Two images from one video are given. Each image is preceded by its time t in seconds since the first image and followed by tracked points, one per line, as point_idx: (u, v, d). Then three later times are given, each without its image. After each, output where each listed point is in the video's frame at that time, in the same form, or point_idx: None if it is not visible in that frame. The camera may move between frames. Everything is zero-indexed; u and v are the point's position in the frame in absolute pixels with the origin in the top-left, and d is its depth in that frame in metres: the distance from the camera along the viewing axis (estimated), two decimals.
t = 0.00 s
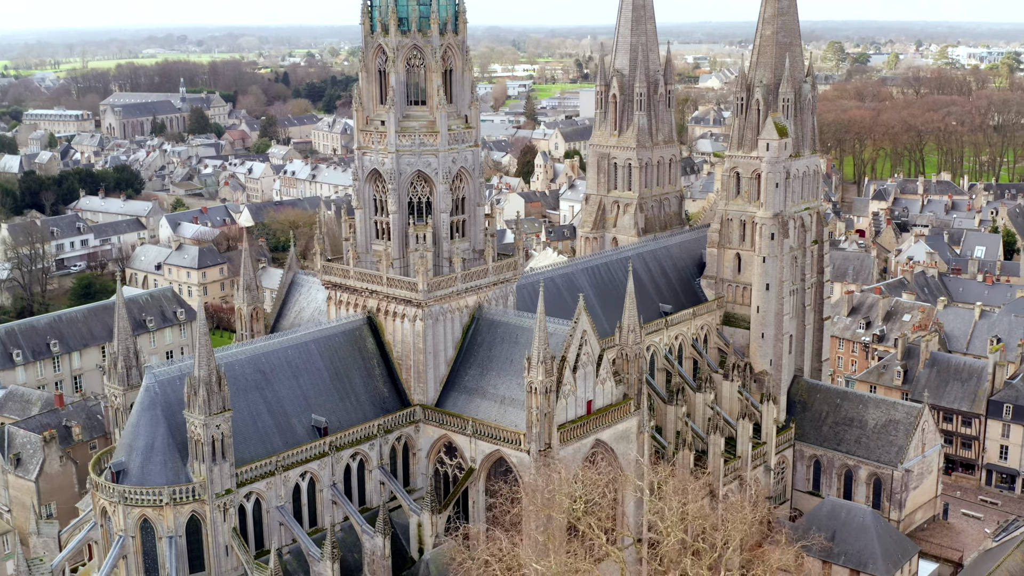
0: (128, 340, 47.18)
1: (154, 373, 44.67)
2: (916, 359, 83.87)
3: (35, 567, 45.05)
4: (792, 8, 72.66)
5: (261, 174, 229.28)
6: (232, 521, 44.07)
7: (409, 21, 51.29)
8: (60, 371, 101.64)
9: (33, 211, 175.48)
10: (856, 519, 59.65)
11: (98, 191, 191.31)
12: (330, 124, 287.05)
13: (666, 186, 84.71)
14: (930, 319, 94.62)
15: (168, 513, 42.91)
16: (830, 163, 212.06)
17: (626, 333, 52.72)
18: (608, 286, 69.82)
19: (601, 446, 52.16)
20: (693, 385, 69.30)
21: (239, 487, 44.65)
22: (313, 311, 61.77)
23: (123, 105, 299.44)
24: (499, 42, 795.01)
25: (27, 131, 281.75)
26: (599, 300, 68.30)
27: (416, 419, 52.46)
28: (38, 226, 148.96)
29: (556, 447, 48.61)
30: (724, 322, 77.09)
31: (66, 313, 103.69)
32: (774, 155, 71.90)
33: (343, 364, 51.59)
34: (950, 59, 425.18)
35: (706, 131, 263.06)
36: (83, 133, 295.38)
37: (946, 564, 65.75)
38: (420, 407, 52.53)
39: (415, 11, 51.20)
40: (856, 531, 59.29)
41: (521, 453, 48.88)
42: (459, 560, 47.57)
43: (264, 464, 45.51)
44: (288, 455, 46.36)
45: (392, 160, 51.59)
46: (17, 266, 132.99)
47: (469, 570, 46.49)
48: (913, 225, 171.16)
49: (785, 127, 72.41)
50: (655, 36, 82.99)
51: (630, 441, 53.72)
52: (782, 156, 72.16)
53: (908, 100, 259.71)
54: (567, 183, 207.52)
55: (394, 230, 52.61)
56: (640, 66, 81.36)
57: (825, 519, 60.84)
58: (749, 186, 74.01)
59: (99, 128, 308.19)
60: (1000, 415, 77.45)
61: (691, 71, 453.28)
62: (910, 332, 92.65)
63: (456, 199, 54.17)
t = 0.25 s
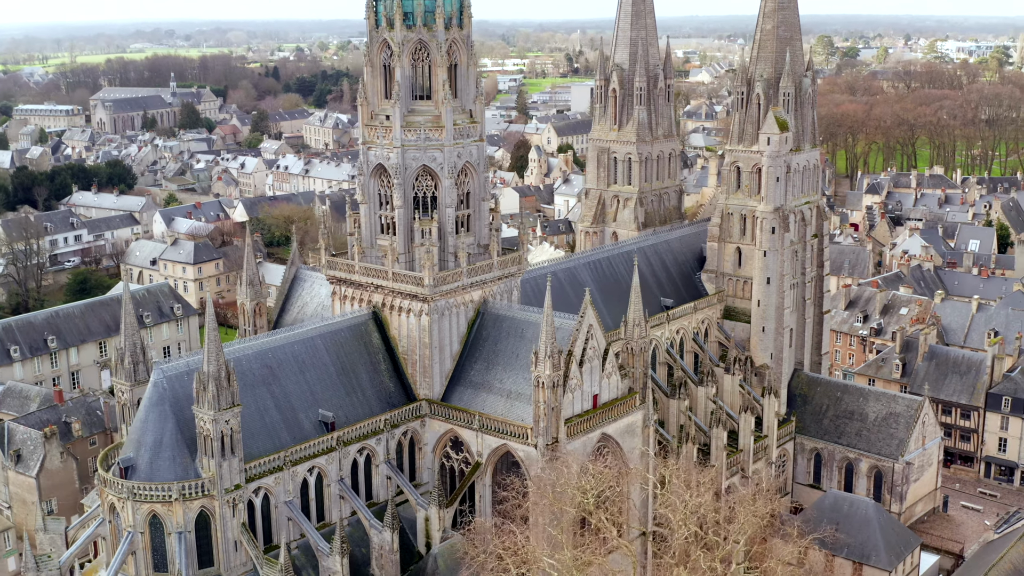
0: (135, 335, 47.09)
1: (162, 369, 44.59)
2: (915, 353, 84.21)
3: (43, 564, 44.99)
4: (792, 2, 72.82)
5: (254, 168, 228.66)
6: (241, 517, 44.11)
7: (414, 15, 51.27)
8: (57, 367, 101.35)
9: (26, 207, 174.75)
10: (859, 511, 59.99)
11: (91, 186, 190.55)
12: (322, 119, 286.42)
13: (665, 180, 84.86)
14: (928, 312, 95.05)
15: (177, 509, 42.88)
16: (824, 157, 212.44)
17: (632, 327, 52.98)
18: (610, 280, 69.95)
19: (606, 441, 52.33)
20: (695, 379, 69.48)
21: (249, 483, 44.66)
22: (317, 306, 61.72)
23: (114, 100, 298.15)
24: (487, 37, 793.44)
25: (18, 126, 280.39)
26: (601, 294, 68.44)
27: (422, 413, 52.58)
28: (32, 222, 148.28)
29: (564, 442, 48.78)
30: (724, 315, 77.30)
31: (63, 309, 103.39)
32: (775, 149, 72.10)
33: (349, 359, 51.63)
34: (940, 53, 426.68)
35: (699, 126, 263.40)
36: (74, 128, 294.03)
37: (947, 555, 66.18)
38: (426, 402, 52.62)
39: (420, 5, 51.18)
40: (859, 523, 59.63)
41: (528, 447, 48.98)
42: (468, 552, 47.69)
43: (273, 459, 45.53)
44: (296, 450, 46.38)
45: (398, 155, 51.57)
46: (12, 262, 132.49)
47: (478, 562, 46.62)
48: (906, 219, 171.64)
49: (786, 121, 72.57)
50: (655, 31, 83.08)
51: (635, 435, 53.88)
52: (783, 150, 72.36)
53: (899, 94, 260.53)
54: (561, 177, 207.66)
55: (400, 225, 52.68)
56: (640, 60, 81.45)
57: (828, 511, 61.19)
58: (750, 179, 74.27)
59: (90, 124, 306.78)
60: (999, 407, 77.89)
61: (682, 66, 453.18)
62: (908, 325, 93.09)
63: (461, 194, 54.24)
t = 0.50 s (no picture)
0: (142, 330, 47.02)
1: (170, 365, 44.55)
2: (913, 346, 84.55)
3: (51, 560, 44.91)
4: None
5: (247, 163, 227.97)
6: (250, 512, 44.13)
7: (419, 10, 51.21)
8: (55, 363, 101.04)
9: (19, 202, 174.05)
10: (861, 504, 60.29)
11: (83, 180, 189.74)
12: (314, 114, 285.70)
13: (665, 174, 84.97)
14: (925, 305, 95.41)
15: (186, 504, 42.88)
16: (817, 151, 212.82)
17: (637, 321, 53.12)
18: (611, 274, 70.10)
19: (612, 435, 52.47)
20: (697, 372, 69.64)
21: (257, 478, 44.67)
22: (320, 301, 61.68)
23: (104, 95, 297.00)
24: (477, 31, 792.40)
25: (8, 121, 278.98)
26: (603, 288, 68.58)
27: (428, 408, 52.62)
28: (26, 217, 147.67)
29: (571, 436, 48.90)
30: (724, 309, 77.48)
31: (60, 304, 103.06)
32: (776, 143, 72.23)
33: (355, 354, 51.63)
34: (930, 47, 427.87)
35: (691, 119, 263.65)
36: (65, 122, 292.73)
37: (947, 548, 66.56)
38: (431, 397, 52.65)
39: None
40: (861, 516, 59.93)
41: (535, 441, 49.07)
42: (477, 544, 47.83)
43: (281, 454, 45.54)
44: (304, 445, 46.39)
45: (403, 149, 51.54)
46: (7, 258, 131.98)
47: (488, 555, 46.79)
48: (900, 213, 172.12)
49: (786, 115, 72.70)
50: (654, 25, 83.12)
51: (640, 429, 54.03)
52: (783, 144, 72.51)
53: (891, 88, 261.06)
54: (555, 172, 207.61)
55: (405, 220, 52.63)
56: (639, 54, 81.50)
57: (829, 503, 61.51)
58: (750, 174, 74.42)
59: (80, 118, 305.41)
60: (997, 400, 78.27)
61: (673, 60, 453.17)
62: (905, 318, 93.46)
63: (466, 188, 54.20)
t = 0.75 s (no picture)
0: (148, 326, 46.95)
1: (177, 360, 44.48)
2: (911, 339, 84.91)
3: (59, 556, 44.80)
4: None
5: (239, 158, 227.20)
6: (258, 507, 44.09)
7: (424, 4, 51.13)
8: (51, 359, 100.67)
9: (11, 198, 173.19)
10: (862, 496, 60.59)
11: (75, 176, 188.87)
12: (305, 108, 284.84)
13: (664, 168, 85.07)
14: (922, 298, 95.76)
15: (194, 499, 42.83)
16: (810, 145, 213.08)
17: (641, 315, 53.28)
18: (612, 268, 70.23)
19: (617, 429, 52.63)
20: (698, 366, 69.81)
21: (265, 473, 44.65)
22: (323, 296, 61.63)
23: (94, 90, 295.52)
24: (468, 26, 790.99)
25: None
26: (604, 282, 68.73)
27: (433, 402, 52.66)
28: (19, 213, 146.98)
29: (577, 429, 48.99)
30: (724, 303, 77.67)
31: (56, 300, 102.69)
32: (776, 137, 72.45)
33: (360, 349, 51.64)
34: (920, 41, 428.82)
35: (684, 114, 263.49)
36: (54, 118, 291.14)
37: (947, 539, 66.95)
38: (437, 391, 52.68)
39: None
40: (863, 507, 60.19)
41: (541, 435, 49.09)
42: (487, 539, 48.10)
43: (288, 449, 45.54)
44: (311, 440, 46.40)
45: (407, 144, 51.54)
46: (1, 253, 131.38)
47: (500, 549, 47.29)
48: (893, 206, 172.53)
49: (786, 109, 72.86)
50: (653, 19, 83.12)
51: (645, 422, 54.17)
52: (783, 138, 72.75)
53: (883, 81, 261.43)
54: (548, 166, 207.40)
55: (410, 215, 52.66)
56: (639, 48, 81.52)
57: (831, 495, 61.79)
58: (750, 168, 74.55)
59: (70, 113, 303.85)
60: (995, 392, 78.67)
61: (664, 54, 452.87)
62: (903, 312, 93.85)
63: (470, 183, 54.23)
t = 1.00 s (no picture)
0: (154, 321, 46.85)
1: (184, 356, 44.41)
2: (908, 332, 85.28)
3: (65, 553, 44.70)
4: None
5: (230, 153, 226.44)
6: (266, 502, 44.11)
7: None
8: (47, 355, 100.35)
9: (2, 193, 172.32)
10: (864, 488, 60.73)
11: (67, 171, 187.96)
12: (296, 102, 283.92)
13: (662, 162, 85.17)
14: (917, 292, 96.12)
15: (202, 495, 42.81)
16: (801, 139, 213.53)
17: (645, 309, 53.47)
18: (613, 262, 70.36)
19: (622, 423, 52.79)
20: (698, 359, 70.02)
21: (272, 468, 44.66)
22: (325, 291, 61.58)
23: (84, 85, 293.99)
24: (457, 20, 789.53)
25: None
26: (605, 276, 68.87)
27: (438, 397, 52.72)
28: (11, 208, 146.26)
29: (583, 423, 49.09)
30: (723, 297, 77.89)
31: (52, 296, 102.30)
32: (775, 131, 72.61)
33: (365, 344, 51.65)
34: (909, 35, 429.86)
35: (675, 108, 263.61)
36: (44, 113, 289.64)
37: (947, 531, 67.39)
38: (441, 385, 52.74)
39: None
40: (864, 499, 60.35)
41: (546, 429, 49.20)
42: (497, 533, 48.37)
43: (295, 445, 45.56)
44: (318, 435, 46.43)
45: (411, 138, 51.51)
46: None
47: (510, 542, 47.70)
48: (886, 200, 173.07)
49: (785, 104, 73.03)
50: (651, 13, 83.12)
51: (649, 416, 54.35)
52: (782, 132, 72.93)
53: (874, 75, 261.99)
54: (541, 161, 207.33)
55: (414, 209, 52.66)
56: (637, 43, 81.52)
57: (832, 486, 61.99)
58: (749, 162, 74.68)
59: (60, 108, 302.38)
60: (993, 385, 79.11)
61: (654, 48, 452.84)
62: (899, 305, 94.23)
63: (474, 177, 54.24)
